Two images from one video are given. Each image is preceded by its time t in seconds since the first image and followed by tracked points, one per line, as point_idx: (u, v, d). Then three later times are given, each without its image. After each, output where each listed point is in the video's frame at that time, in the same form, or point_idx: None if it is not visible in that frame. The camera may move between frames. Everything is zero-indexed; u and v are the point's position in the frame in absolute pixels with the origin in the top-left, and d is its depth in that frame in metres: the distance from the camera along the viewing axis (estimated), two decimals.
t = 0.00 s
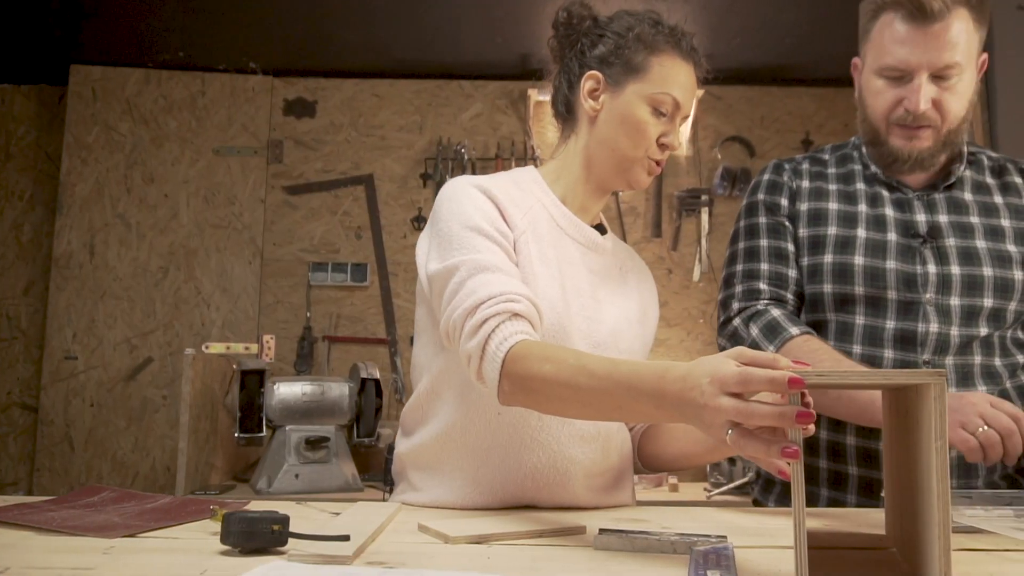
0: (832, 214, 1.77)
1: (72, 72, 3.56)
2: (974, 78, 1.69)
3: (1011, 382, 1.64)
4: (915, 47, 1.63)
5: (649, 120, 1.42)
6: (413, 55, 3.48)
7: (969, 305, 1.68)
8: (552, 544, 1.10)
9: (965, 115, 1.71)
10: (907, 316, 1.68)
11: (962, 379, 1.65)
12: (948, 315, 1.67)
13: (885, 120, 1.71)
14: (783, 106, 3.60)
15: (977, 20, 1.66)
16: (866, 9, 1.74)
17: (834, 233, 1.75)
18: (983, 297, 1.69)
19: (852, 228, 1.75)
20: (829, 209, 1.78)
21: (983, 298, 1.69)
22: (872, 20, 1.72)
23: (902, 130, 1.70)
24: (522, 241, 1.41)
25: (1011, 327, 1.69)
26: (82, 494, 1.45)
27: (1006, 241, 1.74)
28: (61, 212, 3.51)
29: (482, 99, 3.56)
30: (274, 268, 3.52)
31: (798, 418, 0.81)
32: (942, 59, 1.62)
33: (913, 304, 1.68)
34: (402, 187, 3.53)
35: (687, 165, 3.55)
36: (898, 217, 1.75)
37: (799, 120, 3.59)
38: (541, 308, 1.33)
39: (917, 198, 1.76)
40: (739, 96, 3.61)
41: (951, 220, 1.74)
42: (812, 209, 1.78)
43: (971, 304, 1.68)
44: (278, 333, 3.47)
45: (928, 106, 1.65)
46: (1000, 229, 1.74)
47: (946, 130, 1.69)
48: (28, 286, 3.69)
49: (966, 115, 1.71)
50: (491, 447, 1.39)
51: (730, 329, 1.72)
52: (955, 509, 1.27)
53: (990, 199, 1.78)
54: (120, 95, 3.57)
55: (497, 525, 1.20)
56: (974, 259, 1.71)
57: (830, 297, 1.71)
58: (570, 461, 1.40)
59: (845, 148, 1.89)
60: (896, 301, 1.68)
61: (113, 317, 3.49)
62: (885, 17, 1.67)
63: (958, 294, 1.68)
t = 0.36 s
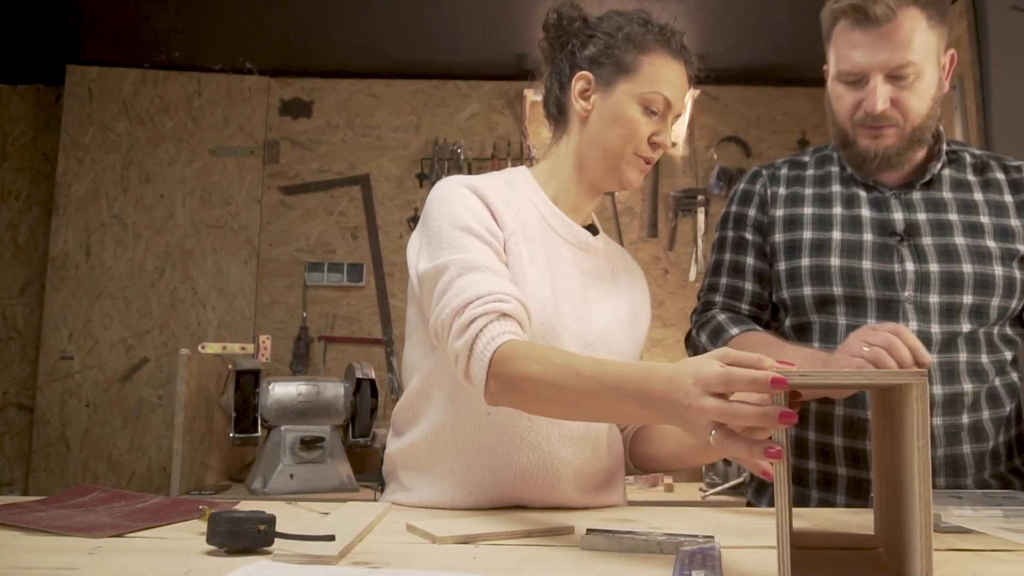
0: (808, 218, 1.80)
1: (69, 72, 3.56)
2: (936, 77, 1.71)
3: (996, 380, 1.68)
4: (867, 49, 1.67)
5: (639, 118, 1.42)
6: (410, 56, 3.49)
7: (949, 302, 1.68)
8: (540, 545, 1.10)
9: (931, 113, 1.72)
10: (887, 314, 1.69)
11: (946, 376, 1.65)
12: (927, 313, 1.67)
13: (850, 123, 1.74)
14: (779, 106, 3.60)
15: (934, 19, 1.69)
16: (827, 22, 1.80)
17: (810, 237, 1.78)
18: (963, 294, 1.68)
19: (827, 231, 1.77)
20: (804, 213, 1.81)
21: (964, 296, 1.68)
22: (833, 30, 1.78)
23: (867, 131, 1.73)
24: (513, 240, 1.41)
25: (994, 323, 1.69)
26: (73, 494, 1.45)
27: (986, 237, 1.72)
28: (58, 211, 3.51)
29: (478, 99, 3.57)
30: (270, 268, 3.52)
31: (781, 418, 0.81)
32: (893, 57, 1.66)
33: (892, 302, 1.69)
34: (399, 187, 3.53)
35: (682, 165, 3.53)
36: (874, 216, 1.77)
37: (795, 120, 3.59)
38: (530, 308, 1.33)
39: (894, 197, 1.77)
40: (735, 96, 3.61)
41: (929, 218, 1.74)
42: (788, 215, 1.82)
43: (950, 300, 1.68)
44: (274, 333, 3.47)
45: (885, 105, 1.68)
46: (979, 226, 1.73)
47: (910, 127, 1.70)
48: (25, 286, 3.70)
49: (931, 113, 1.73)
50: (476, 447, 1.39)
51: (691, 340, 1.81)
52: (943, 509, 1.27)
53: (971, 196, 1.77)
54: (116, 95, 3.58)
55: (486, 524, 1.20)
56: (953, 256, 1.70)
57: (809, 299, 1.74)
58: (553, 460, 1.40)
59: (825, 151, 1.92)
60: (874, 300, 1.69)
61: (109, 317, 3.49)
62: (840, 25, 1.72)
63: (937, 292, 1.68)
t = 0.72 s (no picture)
0: (778, 228, 1.84)
1: (64, 72, 3.56)
2: (892, 78, 1.71)
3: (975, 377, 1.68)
4: (820, 57, 1.67)
5: (627, 121, 1.41)
6: (405, 57, 3.49)
7: (920, 300, 1.69)
8: (525, 545, 1.10)
9: (891, 114, 1.72)
10: (861, 315, 1.71)
11: (925, 373, 1.67)
12: (899, 312, 1.70)
13: (813, 131, 1.74)
14: (775, 105, 3.60)
15: (882, 21, 1.69)
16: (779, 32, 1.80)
17: (780, 245, 1.82)
18: (936, 292, 1.69)
19: (797, 238, 1.81)
20: (775, 224, 1.85)
21: (936, 293, 1.69)
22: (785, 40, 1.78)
23: (831, 136, 1.73)
24: (501, 240, 1.41)
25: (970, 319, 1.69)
26: (61, 494, 1.45)
27: (956, 234, 1.73)
28: (53, 212, 3.51)
29: (474, 99, 3.57)
30: (266, 268, 3.52)
31: (762, 418, 0.81)
32: (846, 64, 1.65)
33: (865, 303, 1.71)
34: (394, 187, 3.53)
35: (678, 165, 3.55)
36: (843, 219, 1.80)
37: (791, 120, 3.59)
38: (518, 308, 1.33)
39: (864, 199, 1.79)
40: (731, 96, 3.61)
41: (898, 218, 1.77)
42: (759, 226, 1.87)
43: (923, 298, 1.69)
44: (270, 334, 3.47)
45: (844, 111, 1.68)
46: (948, 222, 1.74)
47: (872, 130, 1.70)
48: (20, 287, 3.70)
49: (891, 113, 1.72)
50: (463, 447, 1.39)
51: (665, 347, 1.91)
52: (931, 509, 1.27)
53: (940, 194, 1.77)
54: (112, 95, 3.58)
55: (473, 525, 1.20)
56: (923, 254, 1.72)
57: (785, 304, 1.79)
58: (540, 459, 1.40)
59: (796, 159, 1.95)
60: (848, 302, 1.72)
61: (105, 317, 3.49)
62: (790, 36, 1.72)
63: (909, 290, 1.70)
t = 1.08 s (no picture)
0: (749, 238, 1.86)
1: (59, 73, 3.56)
2: (849, 85, 1.75)
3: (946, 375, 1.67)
4: (776, 67, 1.72)
5: (616, 114, 1.41)
6: (400, 57, 3.48)
7: (889, 300, 1.70)
8: (512, 545, 1.10)
9: (851, 119, 1.75)
10: (831, 320, 1.73)
11: (897, 374, 1.67)
12: (869, 313, 1.70)
13: (777, 141, 1.77)
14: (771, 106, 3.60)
15: (834, 30, 1.74)
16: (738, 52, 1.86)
17: (752, 255, 1.84)
18: (903, 291, 1.70)
19: (767, 247, 1.83)
20: (746, 234, 1.87)
21: (903, 292, 1.70)
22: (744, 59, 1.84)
23: (794, 145, 1.76)
24: (491, 240, 1.41)
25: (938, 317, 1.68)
26: (50, 493, 1.45)
27: (921, 232, 1.73)
28: (49, 212, 3.51)
29: (470, 100, 3.57)
30: (261, 268, 3.52)
31: (744, 418, 0.81)
32: (800, 72, 1.70)
33: (836, 308, 1.73)
34: (390, 187, 3.53)
35: (674, 165, 3.55)
36: (811, 226, 1.81)
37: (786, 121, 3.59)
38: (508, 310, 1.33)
39: (830, 205, 1.81)
40: (727, 96, 3.61)
41: (863, 220, 1.78)
42: (731, 237, 1.88)
43: (891, 298, 1.70)
44: (265, 334, 3.47)
45: (803, 118, 1.71)
46: (912, 221, 1.75)
47: (833, 135, 1.73)
48: (15, 287, 3.69)
49: (852, 119, 1.75)
50: (451, 447, 1.39)
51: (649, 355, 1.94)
52: (918, 509, 1.28)
53: (904, 193, 1.78)
54: (107, 95, 3.58)
55: (459, 525, 1.20)
56: (889, 255, 1.73)
57: (758, 313, 1.80)
58: (528, 459, 1.40)
59: (766, 170, 1.98)
60: (818, 307, 1.73)
61: (100, 317, 3.48)
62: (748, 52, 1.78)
63: (878, 292, 1.71)
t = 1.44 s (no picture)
0: (723, 244, 1.88)
1: (55, 73, 3.56)
2: (806, 93, 1.81)
3: (918, 373, 1.68)
4: (735, 80, 1.78)
5: (600, 114, 1.41)
6: (395, 57, 3.48)
7: (857, 299, 1.73)
8: (496, 545, 1.10)
9: (812, 124, 1.81)
10: (803, 322, 1.76)
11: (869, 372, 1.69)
12: (838, 314, 1.73)
13: (744, 151, 1.83)
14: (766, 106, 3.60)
15: (787, 43, 1.82)
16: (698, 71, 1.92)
17: (726, 261, 1.86)
18: (870, 289, 1.72)
19: (741, 253, 1.85)
20: (720, 241, 1.89)
21: (870, 290, 1.72)
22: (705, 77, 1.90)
23: (760, 154, 1.81)
24: (478, 240, 1.41)
25: (906, 313, 1.69)
26: (39, 493, 1.45)
27: (884, 230, 1.76)
28: (44, 212, 3.52)
29: (465, 100, 3.57)
30: (256, 268, 3.52)
31: (723, 419, 0.80)
32: (758, 82, 1.76)
33: (806, 311, 1.76)
34: (385, 187, 3.53)
35: (670, 165, 3.54)
36: (781, 231, 1.84)
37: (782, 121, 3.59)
38: (495, 309, 1.33)
39: (798, 209, 1.84)
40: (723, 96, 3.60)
41: (829, 222, 1.80)
42: (706, 244, 1.91)
43: (859, 297, 1.72)
44: (261, 334, 3.47)
45: (766, 125, 1.76)
46: (875, 219, 1.77)
47: (796, 140, 1.78)
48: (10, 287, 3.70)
49: (812, 125, 1.81)
50: (439, 447, 1.39)
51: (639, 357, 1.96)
52: (904, 509, 1.28)
53: (865, 190, 1.81)
54: (102, 95, 3.58)
55: (444, 525, 1.20)
56: (854, 255, 1.75)
57: (734, 319, 1.83)
58: (515, 459, 1.40)
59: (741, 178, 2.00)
60: (790, 311, 1.76)
61: (95, 317, 3.48)
62: (706, 69, 1.84)
63: (845, 291, 1.74)
